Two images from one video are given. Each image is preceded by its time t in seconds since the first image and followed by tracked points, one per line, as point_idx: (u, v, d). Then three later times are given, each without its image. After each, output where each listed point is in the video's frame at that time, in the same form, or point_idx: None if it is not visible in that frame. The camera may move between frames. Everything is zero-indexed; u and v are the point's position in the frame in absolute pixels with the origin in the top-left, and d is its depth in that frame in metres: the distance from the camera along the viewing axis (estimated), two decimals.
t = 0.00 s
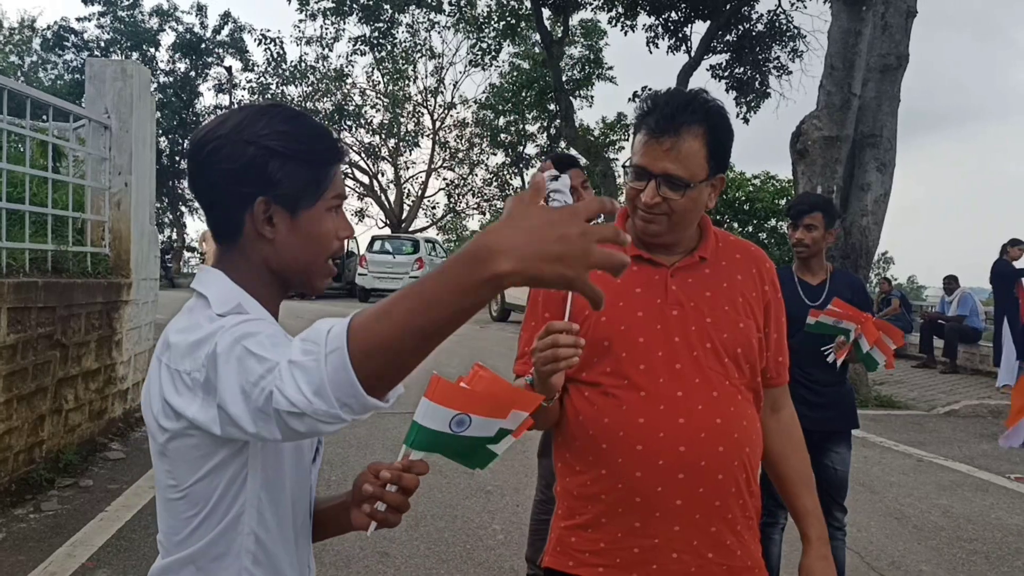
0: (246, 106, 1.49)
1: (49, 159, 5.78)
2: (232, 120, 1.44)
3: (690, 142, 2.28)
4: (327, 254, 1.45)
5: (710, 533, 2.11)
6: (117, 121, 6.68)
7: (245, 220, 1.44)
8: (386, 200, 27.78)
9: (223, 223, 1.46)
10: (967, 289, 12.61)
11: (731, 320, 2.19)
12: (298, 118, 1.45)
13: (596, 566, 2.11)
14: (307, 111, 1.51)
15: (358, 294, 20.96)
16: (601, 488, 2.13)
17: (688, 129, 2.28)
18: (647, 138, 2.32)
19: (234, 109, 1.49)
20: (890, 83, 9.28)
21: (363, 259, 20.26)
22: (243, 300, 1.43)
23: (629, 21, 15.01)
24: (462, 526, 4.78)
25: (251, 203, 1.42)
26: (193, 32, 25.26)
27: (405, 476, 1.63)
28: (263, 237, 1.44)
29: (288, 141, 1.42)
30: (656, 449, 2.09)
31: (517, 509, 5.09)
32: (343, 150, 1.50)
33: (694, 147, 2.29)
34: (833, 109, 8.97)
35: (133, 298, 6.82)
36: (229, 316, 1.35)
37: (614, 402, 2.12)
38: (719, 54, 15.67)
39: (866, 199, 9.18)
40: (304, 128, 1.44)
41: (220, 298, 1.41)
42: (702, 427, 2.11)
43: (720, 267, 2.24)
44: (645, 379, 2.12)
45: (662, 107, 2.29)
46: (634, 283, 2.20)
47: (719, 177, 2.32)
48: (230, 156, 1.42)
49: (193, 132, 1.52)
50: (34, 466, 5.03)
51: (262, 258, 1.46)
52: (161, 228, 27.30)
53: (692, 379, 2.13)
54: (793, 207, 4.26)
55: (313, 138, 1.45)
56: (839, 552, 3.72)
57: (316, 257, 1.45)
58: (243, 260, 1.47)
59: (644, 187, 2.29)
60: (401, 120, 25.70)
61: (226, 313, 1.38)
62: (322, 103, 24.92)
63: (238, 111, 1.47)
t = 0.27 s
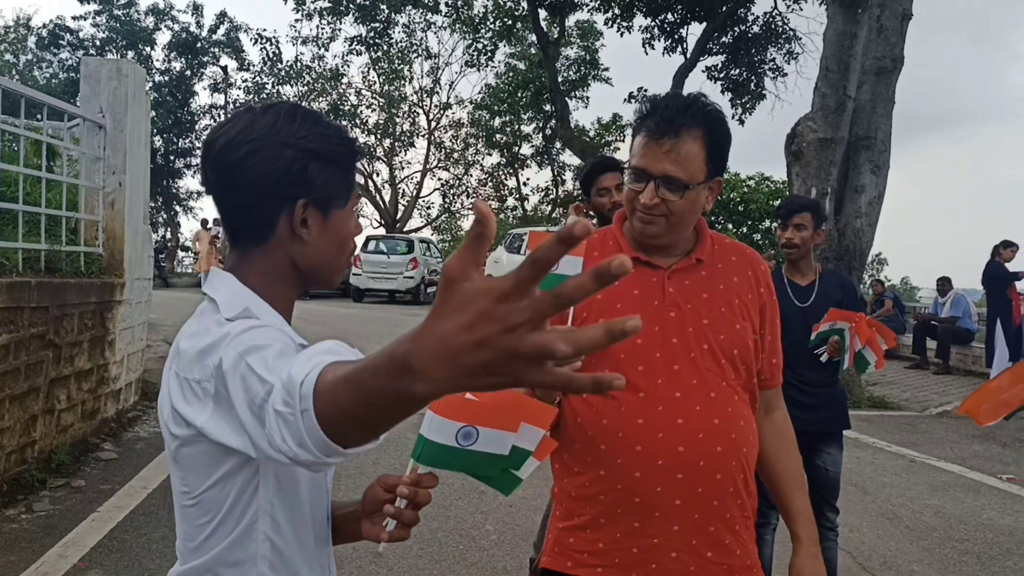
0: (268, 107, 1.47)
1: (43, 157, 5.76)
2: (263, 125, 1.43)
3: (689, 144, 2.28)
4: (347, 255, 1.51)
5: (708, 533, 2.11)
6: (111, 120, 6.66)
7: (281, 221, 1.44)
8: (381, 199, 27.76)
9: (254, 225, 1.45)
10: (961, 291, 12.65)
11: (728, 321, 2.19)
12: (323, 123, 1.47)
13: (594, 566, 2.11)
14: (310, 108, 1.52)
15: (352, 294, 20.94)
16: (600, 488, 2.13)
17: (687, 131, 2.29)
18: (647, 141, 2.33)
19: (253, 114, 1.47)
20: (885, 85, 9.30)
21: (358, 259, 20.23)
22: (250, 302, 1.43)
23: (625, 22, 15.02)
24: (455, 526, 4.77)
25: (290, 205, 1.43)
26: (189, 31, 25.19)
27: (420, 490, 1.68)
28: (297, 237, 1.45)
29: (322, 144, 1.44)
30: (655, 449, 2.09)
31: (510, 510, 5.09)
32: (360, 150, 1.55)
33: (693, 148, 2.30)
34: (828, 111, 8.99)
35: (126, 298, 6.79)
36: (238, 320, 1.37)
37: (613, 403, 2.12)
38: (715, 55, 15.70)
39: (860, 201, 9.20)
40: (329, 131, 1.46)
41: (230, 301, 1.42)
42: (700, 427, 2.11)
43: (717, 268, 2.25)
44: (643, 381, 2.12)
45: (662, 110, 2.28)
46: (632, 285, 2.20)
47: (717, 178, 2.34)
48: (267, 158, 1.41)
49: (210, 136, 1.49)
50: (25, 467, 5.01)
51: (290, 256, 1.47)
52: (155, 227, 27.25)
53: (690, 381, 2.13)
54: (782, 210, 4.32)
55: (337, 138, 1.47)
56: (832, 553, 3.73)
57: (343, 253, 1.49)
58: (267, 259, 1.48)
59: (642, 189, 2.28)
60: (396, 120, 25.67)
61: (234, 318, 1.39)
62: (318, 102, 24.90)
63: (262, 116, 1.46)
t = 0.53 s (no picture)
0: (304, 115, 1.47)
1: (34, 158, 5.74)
2: (294, 135, 1.43)
3: (688, 143, 2.31)
4: (343, 277, 1.51)
5: (705, 535, 2.11)
6: (104, 121, 6.63)
7: (290, 230, 1.44)
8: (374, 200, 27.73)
9: (263, 229, 1.45)
10: (953, 292, 12.70)
11: (723, 324, 2.20)
12: (356, 142, 1.49)
13: (590, 568, 2.10)
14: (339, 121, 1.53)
15: (345, 294, 20.92)
16: (596, 490, 2.12)
17: (688, 134, 2.30)
18: (649, 142, 2.32)
19: (289, 118, 1.47)
20: (877, 86, 9.32)
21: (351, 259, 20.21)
22: (238, 317, 1.43)
23: (619, 22, 15.04)
24: (448, 527, 4.77)
25: (304, 217, 1.43)
26: (181, 30, 25.13)
27: (402, 493, 1.53)
28: (301, 249, 1.45)
29: (347, 163, 1.44)
30: (651, 451, 2.09)
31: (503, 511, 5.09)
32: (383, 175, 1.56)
33: (692, 154, 2.31)
34: (821, 112, 9.02)
35: (118, 298, 6.77)
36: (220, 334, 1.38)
37: (609, 406, 2.12)
38: (708, 56, 15.72)
39: (852, 202, 9.22)
40: (358, 153, 1.47)
41: (218, 311, 1.43)
42: (697, 429, 2.11)
43: (711, 272, 2.25)
44: (639, 384, 2.12)
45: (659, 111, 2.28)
46: (627, 289, 2.20)
47: (712, 180, 2.35)
48: (292, 167, 1.41)
49: (238, 129, 1.47)
50: (16, 468, 4.99)
51: (290, 268, 1.47)
52: (147, 227, 27.16)
53: (685, 383, 2.13)
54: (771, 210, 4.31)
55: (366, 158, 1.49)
56: (822, 554, 3.74)
57: (338, 275, 1.49)
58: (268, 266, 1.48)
59: (643, 189, 2.28)
60: (390, 120, 25.65)
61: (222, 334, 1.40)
62: (311, 102, 24.87)
63: (294, 124, 1.45)
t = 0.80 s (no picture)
0: (314, 119, 1.50)
1: (30, 158, 5.74)
2: (309, 141, 1.46)
3: (689, 147, 2.31)
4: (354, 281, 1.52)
5: (705, 534, 2.12)
6: (100, 121, 6.61)
7: (304, 234, 1.46)
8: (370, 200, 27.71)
9: (277, 232, 1.46)
10: (949, 292, 12.73)
11: (723, 325, 2.21)
12: (369, 150, 1.54)
13: (592, 568, 2.10)
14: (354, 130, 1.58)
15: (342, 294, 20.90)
16: (598, 490, 2.12)
17: (690, 138, 2.32)
18: (651, 144, 2.33)
19: (305, 121, 1.50)
20: (873, 87, 9.34)
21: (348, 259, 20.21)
22: (247, 319, 1.45)
23: (615, 22, 15.05)
24: (445, 528, 4.77)
25: (319, 222, 1.45)
26: (177, 31, 25.10)
27: (386, 452, 1.56)
28: (316, 253, 1.47)
29: (359, 169, 1.50)
30: (652, 451, 2.10)
31: (501, 512, 5.09)
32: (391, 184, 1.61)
33: (694, 158, 2.33)
34: (817, 113, 9.04)
35: (115, 299, 6.76)
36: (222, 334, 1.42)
37: (609, 405, 2.13)
38: (704, 56, 15.75)
39: (848, 202, 9.24)
40: (369, 160, 1.53)
41: (235, 313, 1.45)
42: (698, 429, 2.12)
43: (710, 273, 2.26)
44: (639, 384, 2.12)
45: (661, 112, 2.29)
46: (627, 289, 2.21)
47: (712, 183, 2.37)
48: (312, 175, 1.44)
49: (252, 132, 1.49)
50: (14, 469, 4.98)
51: (304, 272, 1.48)
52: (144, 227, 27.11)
53: (684, 384, 2.14)
54: (760, 212, 4.31)
55: (376, 168, 1.54)
56: (819, 554, 3.75)
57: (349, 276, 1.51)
58: (279, 268, 1.49)
59: (644, 189, 2.29)
60: (386, 120, 25.63)
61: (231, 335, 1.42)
62: (307, 102, 24.87)
63: (307, 130, 1.48)
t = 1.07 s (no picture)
0: (308, 116, 1.49)
1: (28, 160, 5.74)
2: (299, 137, 1.45)
3: (691, 153, 2.31)
4: (358, 275, 1.55)
5: (704, 534, 2.12)
6: (97, 122, 6.61)
7: (301, 232, 1.47)
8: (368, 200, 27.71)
9: (275, 232, 1.47)
10: (946, 292, 12.75)
11: (723, 326, 2.21)
12: (362, 143, 1.51)
13: (590, 567, 2.10)
14: (348, 122, 1.55)
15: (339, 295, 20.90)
16: (597, 490, 2.13)
17: (690, 141, 2.32)
18: (650, 148, 2.34)
19: (294, 119, 1.48)
20: (871, 87, 9.35)
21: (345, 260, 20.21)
22: (257, 321, 1.46)
23: (612, 23, 15.08)
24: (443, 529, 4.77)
25: (315, 219, 1.46)
26: (175, 31, 25.09)
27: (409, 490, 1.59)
28: (315, 250, 1.48)
29: (355, 163, 1.48)
30: (652, 451, 2.10)
31: (499, 512, 5.09)
32: (389, 175, 1.61)
33: (694, 160, 2.32)
34: (814, 113, 9.05)
35: (113, 300, 6.75)
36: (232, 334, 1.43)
37: (609, 405, 2.13)
38: (702, 56, 15.76)
39: (846, 203, 9.25)
40: (364, 151, 1.50)
41: (246, 311, 1.46)
42: (698, 429, 2.13)
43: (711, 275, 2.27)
44: (639, 383, 2.13)
45: (664, 117, 2.29)
46: (627, 289, 2.21)
47: (714, 188, 2.37)
48: (303, 169, 1.43)
49: (243, 131, 1.49)
50: (12, 470, 4.97)
51: (304, 271, 1.50)
52: (141, 227, 27.10)
53: (684, 385, 2.14)
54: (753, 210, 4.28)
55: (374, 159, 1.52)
56: (817, 555, 3.77)
57: (352, 273, 1.53)
58: (283, 269, 1.50)
59: (644, 195, 2.29)
60: (383, 121, 25.63)
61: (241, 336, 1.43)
62: (304, 103, 24.87)
63: (298, 126, 1.47)
